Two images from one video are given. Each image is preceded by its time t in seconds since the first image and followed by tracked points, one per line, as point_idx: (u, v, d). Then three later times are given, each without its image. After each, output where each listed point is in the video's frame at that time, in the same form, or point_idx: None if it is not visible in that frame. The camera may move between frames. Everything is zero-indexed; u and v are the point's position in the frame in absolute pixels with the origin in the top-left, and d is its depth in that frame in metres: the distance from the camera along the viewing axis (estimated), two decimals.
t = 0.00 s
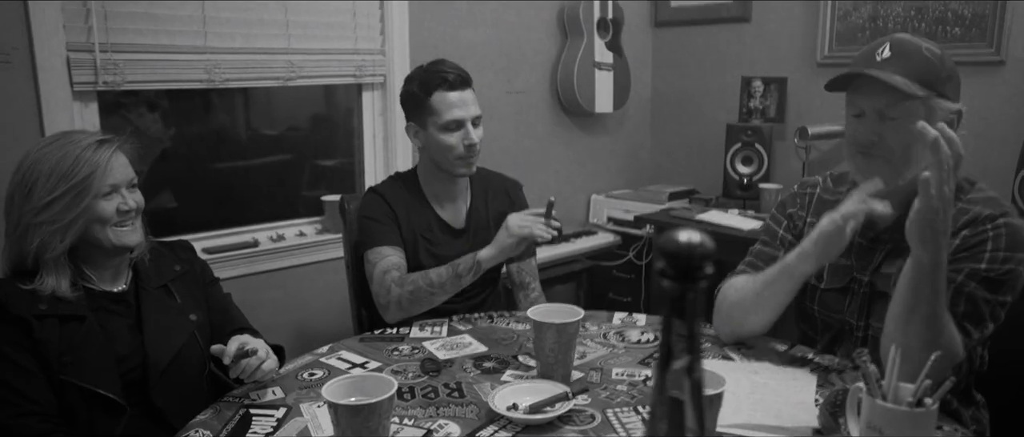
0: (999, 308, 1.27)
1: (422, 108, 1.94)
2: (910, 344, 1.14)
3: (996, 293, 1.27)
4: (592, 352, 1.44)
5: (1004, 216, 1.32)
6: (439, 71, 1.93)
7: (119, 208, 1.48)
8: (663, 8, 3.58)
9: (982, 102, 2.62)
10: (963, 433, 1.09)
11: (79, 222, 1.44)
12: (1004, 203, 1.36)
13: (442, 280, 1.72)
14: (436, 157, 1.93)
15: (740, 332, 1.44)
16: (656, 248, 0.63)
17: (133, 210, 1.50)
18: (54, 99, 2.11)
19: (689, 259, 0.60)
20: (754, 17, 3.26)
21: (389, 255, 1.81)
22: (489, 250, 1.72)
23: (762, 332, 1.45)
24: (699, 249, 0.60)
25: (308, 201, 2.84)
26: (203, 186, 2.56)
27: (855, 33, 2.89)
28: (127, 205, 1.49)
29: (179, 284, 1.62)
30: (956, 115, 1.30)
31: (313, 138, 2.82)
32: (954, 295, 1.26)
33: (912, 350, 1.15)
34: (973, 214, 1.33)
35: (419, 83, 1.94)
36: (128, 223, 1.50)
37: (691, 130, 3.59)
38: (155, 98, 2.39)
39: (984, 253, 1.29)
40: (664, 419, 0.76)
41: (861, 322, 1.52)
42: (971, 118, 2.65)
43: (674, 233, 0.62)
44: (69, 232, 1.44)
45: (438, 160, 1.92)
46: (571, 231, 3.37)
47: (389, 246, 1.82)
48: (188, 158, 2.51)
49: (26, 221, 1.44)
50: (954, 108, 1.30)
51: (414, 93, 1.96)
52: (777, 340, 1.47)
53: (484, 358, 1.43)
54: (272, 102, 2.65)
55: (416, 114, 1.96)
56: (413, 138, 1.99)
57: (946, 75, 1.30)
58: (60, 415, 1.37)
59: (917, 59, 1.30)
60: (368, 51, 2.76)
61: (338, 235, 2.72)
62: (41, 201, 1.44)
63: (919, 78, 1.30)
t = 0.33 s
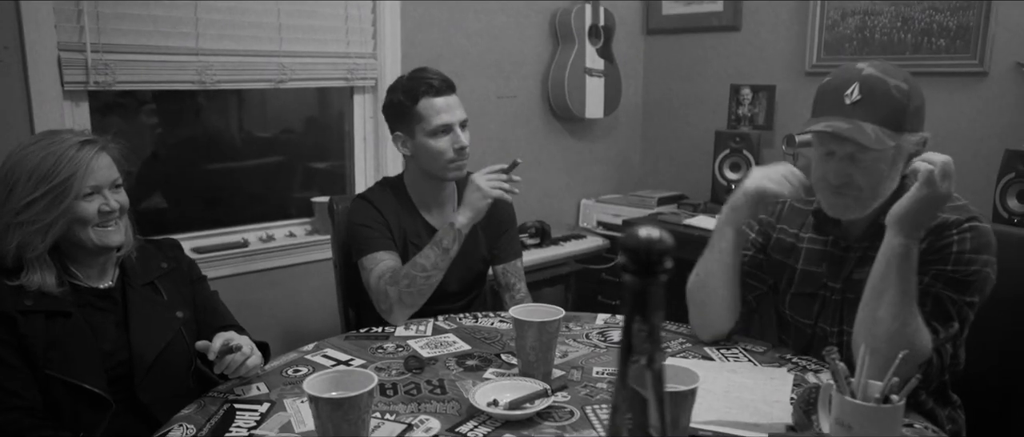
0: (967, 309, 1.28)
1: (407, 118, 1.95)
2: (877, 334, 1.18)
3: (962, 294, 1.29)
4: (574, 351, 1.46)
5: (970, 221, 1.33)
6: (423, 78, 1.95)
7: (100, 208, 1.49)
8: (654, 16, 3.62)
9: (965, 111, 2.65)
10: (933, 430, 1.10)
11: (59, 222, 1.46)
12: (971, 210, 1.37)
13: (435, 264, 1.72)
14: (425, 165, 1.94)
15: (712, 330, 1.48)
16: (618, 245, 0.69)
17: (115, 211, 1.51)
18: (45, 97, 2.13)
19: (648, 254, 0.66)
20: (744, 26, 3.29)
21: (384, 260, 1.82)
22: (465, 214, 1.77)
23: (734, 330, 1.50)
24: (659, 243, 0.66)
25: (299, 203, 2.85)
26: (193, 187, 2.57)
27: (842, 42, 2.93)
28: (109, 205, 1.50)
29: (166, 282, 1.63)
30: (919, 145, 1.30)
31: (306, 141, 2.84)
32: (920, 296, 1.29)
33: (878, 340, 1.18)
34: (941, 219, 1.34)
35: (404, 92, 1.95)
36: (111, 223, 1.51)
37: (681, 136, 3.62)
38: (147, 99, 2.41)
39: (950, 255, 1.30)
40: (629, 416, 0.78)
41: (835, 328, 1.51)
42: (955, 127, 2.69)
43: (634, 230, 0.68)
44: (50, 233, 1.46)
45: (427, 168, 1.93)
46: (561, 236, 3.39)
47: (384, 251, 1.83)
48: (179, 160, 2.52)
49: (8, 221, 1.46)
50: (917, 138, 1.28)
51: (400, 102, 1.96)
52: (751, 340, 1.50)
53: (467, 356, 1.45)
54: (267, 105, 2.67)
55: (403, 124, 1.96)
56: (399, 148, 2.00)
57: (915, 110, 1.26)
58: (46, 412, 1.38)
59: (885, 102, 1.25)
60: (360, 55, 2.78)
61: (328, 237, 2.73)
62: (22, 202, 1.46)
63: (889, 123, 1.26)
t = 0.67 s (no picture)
0: (934, 299, 1.32)
1: (391, 126, 1.96)
2: (841, 335, 1.21)
3: (925, 285, 1.33)
4: (566, 353, 1.48)
5: (921, 213, 1.40)
6: (403, 87, 1.95)
7: (98, 211, 1.52)
8: (652, 22, 3.65)
9: (960, 117, 2.67)
10: (920, 432, 1.11)
11: (59, 225, 1.48)
12: (924, 203, 1.44)
13: (415, 264, 1.79)
14: (410, 173, 1.96)
15: (695, 331, 1.50)
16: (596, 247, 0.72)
17: (113, 214, 1.53)
18: (48, 103, 2.16)
19: (622, 254, 0.69)
20: (741, 32, 3.32)
21: (368, 265, 1.84)
22: (441, 212, 1.84)
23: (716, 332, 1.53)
24: (632, 245, 0.69)
25: (298, 207, 2.87)
26: (193, 191, 2.60)
27: (838, 48, 2.95)
28: (107, 209, 1.52)
29: (166, 283, 1.65)
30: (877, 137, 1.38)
31: (306, 145, 2.86)
32: (884, 293, 1.35)
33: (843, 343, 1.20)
34: (892, 216, 1.42)
35: (385, 101, 1.96)
36: (110, 226, 1.53)
37: (679, 141, 3.64)
38: (148, 104, 2.43)
39: (905, 249, 1.37)
40: (610, 416, 0.79)
41: (807, 326, 1.57)
42: (950, 132, 2.71)
43: (610, 231, 0.71)
44: (49, 235, 1.48)
45: (412, 175, 1.96)
46: (559, 240, 3.42)
47: (370, 257, 1.86)
48: (179, 164, 2.55)
49: (9, 224, 1.48)
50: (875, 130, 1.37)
51: (382, 111, 1.97)
52: (736, 343, 1.52)
53: (460, 358, 1.47)
54: (267, 110, 2.70)
55: (386, 132, 1.98)
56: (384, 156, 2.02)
57: (869, 101, 1.37)
58: (47, 409, 1.41)
59: (844, 93, 1.36)
60: (358, 61, 2.81)
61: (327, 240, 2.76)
62: (22, 205, 1.48)
63: (847, 111, 1.36)
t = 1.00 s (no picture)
0: (935, 283, 1.32)
1: (408, 121, 1.97)
2: (836, 332, 1.24)
3: (925, 269, 1.33)
4: (584, 344, 1.50)
5: (915, 200, 1.42)
6: (419, 81, 1.96)
7: (125, 204, 1.56)
8: (673, 17, 3.64)
9: (985, 111, 2.64)
10: (939, 424, 1.11)
11: (87, 216, 1.52)
12: (920, 190, 1.45)
13: (432, 254, 1.81)
14: (428, 167, 1.99)
15: (711, 320, 1.53)
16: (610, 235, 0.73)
17: (140, 207, 1.57)
18: (79, 98, 2.20)
19: (636, 240, 0.71)
20: (763, 26, 3.30)
21: (388, 257, 1.87)
22: (455, 201, 1.86)
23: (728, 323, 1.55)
24: (644, 231, 0.71)
25: (321, 201, 2.91)
26: (218, 185, 2.64)
27: (861, 42, 2.92)
28: (134, 202, 1.56)
29: (192, 273, 1.69)
30: (875, 130, 1.43)
31: (329, 140, 2.89)
32: (884, 281, 1.34)
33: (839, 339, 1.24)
34: (887, 204, 1.44)
35: (402, 97, 1.97)
36: (137, 218, 1.58)
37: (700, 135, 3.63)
38: (174, 99, 2.48)
39: (901, 236, 1.38)
40: (624, 405, 0.79)
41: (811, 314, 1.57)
42: (976, 125, 2.67)
43: (623, 218, 0.73)
44: (79, 226, 1.52)
45: (431, 169, 1.99)
46: (579, 234, 3.43)
47: (389, 249, 1.89)
48: (204, 159, 2.59)
49: (41, 214, 1.53)
50: (874, 125, 1.42)
51: (399, 106, 1.98)
52: (753, 335, 1.52)
53: (480, 348, 1.49)
54: (291, 105, 2.74)
55: (403, 127, 1.99)
56: (402, 149, 2.03)
57: (865, 100, 1.40)
58: (79, 394, 1.44)
59: (840, 101, 1.38)
60: (380, 56, 2.84)
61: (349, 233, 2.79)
62: (53, 196, 1.52)
63: (844, 115, 1.38)
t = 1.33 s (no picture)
0: (954, 282, 1.32)
1: (421, 115, 1.98)
2: (868, 321, 1.18)
3: (945, 268, 1.33)
4: (596, 337, 1.50)
5: (937, 198, 1.41)
6: (431, 76, 1.96)
7: (137, 201, 1.57)
8: (684, 11, 3.63)
9: (999, 104, 2.62)
10: (951, 418, 1.10)
11: (100, 212, 1.54)
12: (942, 187, 1.44)
13: (444, 247, 1.82)
14: (441, 161, 2.00)
15: (722, 314, 1.52)
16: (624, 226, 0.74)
17: (152, 203, 1.59)
18: (94, 94, 2.23)
19: (649, 230, 0.70)
20: (774, 19, 3.28)
21: (402, 251, 1.88)
22: (465, 194, 1.86)
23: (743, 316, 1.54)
24: (658, 221, 0.70)
25: (333, 195, 2.93)
26: (230, 180, 2.66)
27: (874, 35, 2.90)
28: (146, 198, 1.58)
29: (206, 268, 1.71)
30: (888, 120, 1.38)
31: (341, 135, 2.90)
32: (904, 276, 1.34)
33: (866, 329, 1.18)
34: (909, 199, 1.44)
35: (415, 91, 1.97)
36: (149, 215, 1.59)
37: (711, 130, 3.62)
38: (187, 94, 2.50)
39: (922, 233, 1.37)
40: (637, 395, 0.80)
41: (829, 308, 1.58)
42: (989, 118, 2.65)
43: (637, 209, 0.72)
44: (92, 221, 1.54)
45: (443, 164, 1.99)
46: (590, 228, 3.43)
47: (403, 242, 1.90)
48: (217, 153, 2.61)
49: (55, 208, 1.55)
50: (885, 116, 1.37)
51: (411, 101, 1.99)
52: (764, 328, 1.53)
53: (492, 341, 1.50)
54: (303, 101, 2.76)
55: (417, 122, 2.00)
56: (415, 144, 2.04)
57: (874, 85, 1.36)
58: (95, 387, 1.46)
59: (842, 88, 1.36)
60: (391, 51, 2.84)
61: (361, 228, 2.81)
62: (67, 191, 1.54)
63: (846, 101, 1.37)
